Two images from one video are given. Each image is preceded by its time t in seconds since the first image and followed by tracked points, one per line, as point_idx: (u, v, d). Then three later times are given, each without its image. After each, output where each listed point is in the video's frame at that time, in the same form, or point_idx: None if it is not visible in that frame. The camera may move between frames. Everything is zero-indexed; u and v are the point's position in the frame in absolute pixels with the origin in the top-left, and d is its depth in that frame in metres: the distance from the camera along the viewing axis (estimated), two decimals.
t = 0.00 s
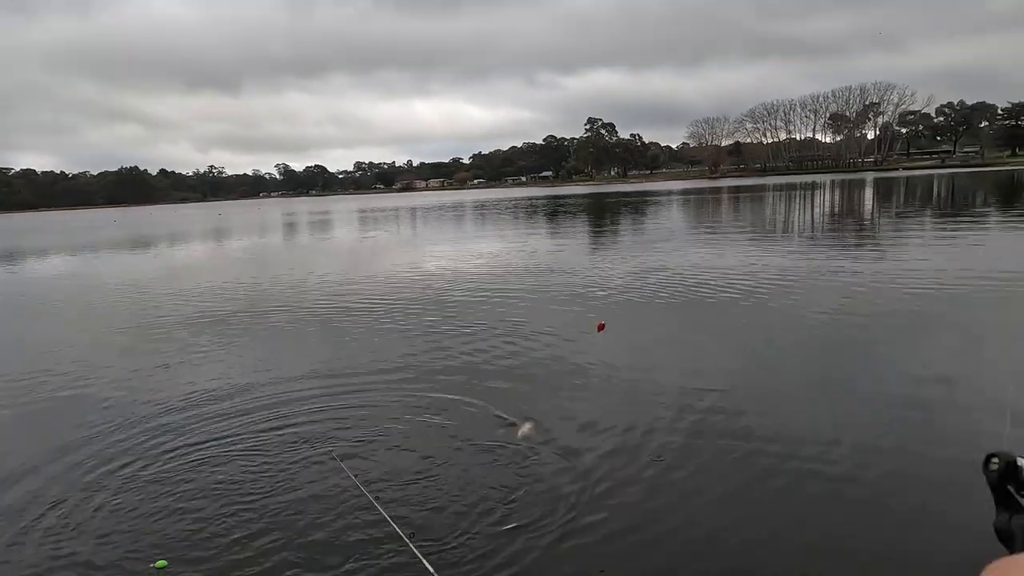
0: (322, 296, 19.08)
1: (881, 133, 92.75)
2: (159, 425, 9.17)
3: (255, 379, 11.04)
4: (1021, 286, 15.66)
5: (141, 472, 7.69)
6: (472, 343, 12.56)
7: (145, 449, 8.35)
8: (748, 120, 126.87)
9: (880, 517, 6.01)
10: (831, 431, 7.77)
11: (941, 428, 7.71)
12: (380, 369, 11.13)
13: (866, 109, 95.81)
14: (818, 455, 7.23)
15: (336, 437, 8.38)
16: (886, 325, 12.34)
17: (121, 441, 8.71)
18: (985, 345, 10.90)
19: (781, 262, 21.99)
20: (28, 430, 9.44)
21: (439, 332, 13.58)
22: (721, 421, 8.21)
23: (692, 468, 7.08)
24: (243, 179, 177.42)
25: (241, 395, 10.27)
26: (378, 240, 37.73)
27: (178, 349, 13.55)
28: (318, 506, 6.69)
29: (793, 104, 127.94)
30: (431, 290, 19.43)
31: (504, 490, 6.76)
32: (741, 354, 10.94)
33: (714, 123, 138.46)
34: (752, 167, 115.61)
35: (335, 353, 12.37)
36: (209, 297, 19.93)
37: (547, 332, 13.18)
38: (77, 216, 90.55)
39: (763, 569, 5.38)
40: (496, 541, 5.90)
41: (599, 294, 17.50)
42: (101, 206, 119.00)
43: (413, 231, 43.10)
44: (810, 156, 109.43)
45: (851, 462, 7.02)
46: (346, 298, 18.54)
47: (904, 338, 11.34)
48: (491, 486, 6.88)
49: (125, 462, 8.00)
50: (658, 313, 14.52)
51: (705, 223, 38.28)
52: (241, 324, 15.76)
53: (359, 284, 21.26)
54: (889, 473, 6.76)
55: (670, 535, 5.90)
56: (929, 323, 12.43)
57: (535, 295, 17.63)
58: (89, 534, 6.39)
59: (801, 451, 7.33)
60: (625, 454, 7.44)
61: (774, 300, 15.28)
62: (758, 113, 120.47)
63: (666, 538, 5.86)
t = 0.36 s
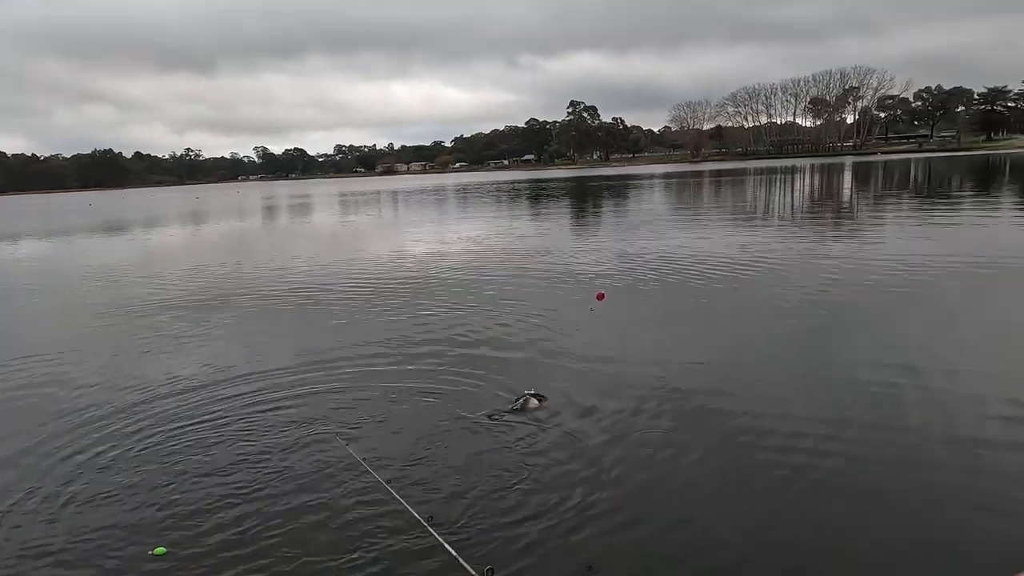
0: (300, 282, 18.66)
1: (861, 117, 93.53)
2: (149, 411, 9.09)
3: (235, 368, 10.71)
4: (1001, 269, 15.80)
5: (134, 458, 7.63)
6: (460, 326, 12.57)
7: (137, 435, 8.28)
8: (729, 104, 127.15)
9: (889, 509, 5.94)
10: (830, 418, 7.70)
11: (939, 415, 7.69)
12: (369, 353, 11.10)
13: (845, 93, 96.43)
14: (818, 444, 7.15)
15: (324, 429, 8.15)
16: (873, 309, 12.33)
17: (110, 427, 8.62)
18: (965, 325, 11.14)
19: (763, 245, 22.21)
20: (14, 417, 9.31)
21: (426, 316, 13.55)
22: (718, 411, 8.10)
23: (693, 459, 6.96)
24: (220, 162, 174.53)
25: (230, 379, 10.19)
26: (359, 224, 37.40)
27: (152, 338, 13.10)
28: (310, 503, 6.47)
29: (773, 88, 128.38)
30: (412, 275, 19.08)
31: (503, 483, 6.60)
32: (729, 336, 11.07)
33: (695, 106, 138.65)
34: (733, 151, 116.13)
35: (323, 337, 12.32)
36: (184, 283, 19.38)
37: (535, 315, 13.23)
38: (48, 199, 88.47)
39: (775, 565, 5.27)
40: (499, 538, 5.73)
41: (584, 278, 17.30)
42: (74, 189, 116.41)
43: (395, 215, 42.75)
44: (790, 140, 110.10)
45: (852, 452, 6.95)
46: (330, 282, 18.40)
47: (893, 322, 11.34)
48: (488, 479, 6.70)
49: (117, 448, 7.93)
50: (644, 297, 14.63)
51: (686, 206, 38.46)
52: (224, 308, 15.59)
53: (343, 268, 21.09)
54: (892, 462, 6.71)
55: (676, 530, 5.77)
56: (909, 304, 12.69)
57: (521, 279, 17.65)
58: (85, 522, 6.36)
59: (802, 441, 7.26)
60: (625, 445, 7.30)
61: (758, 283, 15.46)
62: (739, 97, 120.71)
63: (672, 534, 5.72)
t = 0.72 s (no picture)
0: (283, 261, 18.33)
1: (844, 99, 93.84)
2: (134, 387, 8.97)
3: (217, 346, 10.49)
4: (986, 248, 15.87)
5: (122, 433, 7.54)
6: (447, 304, 12.53)
7: (124, 410, 8.19)
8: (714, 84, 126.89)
9: (892, 489, 5.91)
10: (828, 397, 7.71)
11: (935, 395, 7.69)
12: (357, 330, 11.02)
13: (829, 73, 96.58)
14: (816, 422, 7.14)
15: (316, 406, 8.04)
16: (864, 289, 12.31)
17: (95, 403, 8.50)
18: (946, 303, 11.31)
19: (746, 224, 22.31)
20: None
21: (411, 293, 13.47)
22: (714, 389, 8.08)
23: (692, 439, 6.94)
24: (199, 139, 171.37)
25: (215, 355, 10.08)
26: (341, 202, 36.99)
27: (130, 318, 12.78)
28: (305, 484, 6.33)
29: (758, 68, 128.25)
30: (397, 254, 18.79)
31: (503, 463, 6.54)
32: (716, 314, 11.13)
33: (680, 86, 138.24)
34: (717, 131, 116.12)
35: (308, 314, 12.20)
36: (163, 262, 18.95)
37: (521, 293, 13.20)
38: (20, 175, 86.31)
39: (782, 548, 5.24)
40: (504, 520, 5.66)
41: (569, 257, 17.23)
42: (47, 166, 113.71)
43: (377, 193, 42.29)
44: (773, 120, 110.29)
45: (850, 431, 6.93)
46: (313, 261, 18.19)
47: (877, 302, 11.44)
48: (488, 458, 6.65)
49: (104, 424, 7.84)
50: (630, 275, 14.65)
51: (670, 185, 38.44)
52: (205, 286, 15.37)
53: (325, 246, 20.85)
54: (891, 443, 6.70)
55: (682, 513, 5.72)
56: (891, 283, 12.84)
57: (506, 257, 17.58)
58: (75, 497, 6.29)
59: (799, 419, 7.26)
60: (624, 424, 7.26)
61: (742, 261, 15.55)
62: (723, 77, 120.46)
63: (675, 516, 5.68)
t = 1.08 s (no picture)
0: (269, 245, 18.25)
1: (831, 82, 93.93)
2: (121, 370, 9.00)
3: (205, 329, 10.53)
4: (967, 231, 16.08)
5: (111, 416, 7.60)
6: (433, 287, 12.57)
7: (111, 393, 8.23)
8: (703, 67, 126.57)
9: (863, 463, 6.08)
10: (805, 376, 7.87)
11: (916, 375, 7.84)
12: (342, 314, 11.08)
13: (816, 56, 96.51)
14: (799, 400, 7.32)
15: (309, 389, 8.12)
16: (849, 272, 12.45)
17: (82, 386, 8.52)
18: (927, 284, 11.47)
19: (732, 208, 22.45)
20: None
21: (397, 277, 13.48)
22: (700, 367, 8.25)
23: (679, 415, 7.11)
24: (183, 123, 169.03)
25: (201, 339, 10.11)
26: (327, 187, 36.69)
27: (114, 301, 12.74)
28: (292, 463, 6.44)
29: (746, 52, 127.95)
30: (384, 238, 18.73)
31: (489, 441, 6.67)
32: (700, 297, 11.27)
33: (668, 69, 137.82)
34: (705, 115, 116.04)
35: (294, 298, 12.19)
36: (147, 247, 18.82)
37: (507, 276, 13.26)
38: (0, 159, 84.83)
39: (765, 516, 5.41)
40: (490, 496, 5.77)
41: (556, 240, 17.29)
42: (27, 149, 111.71)
43: (364, 177, 41.97)
44: (761, 104, 110.26)
45: (832, 408, 7.09)
46: (299, 244, 18.13)
47: (859, 284, 11.62)
48: (480, 435, 6.80)
49: (93, 406, 7.89)
50: (615, 258, 14.75)
51: (658, 169, 38.50)
52: (190, 269, 15.29)
53: (312, 230, 20.75)
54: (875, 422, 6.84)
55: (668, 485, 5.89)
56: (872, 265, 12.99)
57: (493, 240, 17.60)
58: (66, 478, 6.37)
59: (782, 396, 7.44)
60: (606, 403, 7.39)
61: (726, 244, 15.69)
62: (712, 61, 120.19)
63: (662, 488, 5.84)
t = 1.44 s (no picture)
0: (255, 238, 18.36)
1: (818, 72, 94.31)
2: (111, 360, 9.24)
3: (191, 321, 10.76)
4: (943, 218, 16.41)
5: (101, 405, 7.85)
6: (419, 278, 12.79)
7: (102, 383, 8.47)
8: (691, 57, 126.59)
9: (821, 437, 6.38)
10: (773, 357, 8.16)
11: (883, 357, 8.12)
12: (329, 306, 11.30)
13: (803, 46, 96.76)
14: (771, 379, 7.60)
15: (295, 377, 8.35)
16: (826, 259, 12.73)
17: (73, 376, 8.77)
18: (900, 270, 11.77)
19: (717, 197, 22.78)
20: None
21: (384, 268, 13.69)
22: (675, 351, 8.50)
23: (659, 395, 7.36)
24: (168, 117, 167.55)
25: (190, 330, 10.34)
26: (317, 179, 36.72)
27: (101, 294, 12.90)
28: (277, 448, 6.70)
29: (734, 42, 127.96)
30: (373, 230, 18.91)
31: (467, 423, 6.92)
32: (679, 284, 11.56)
33: (657, 60, 137.69)
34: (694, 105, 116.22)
35: (282, 289, 12.40)
36: (134, 241, 18.90)
37: (492, 266, 13.48)
38: None
39: (730, 491, 5.66)
40: (465, 475, 6.02)
41: (543, 231, 17.53)
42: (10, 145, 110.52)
43: (353, 170, 41.99)
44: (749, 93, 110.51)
45: (801, 387, 7.35)
46: (288, 236, 18.29)
47: (834, 270, 11.92)
48: (465, 416, 7.06)
49: (84, 396, 8.14)
50: (599, 247, 15.03)
51: (647, 160, 38.77)
52: (180, 262, 15.46)
53: (301, 222, 20.90)
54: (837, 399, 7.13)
55: (650, 462, 6.11)
56: (849, 251, 13.31)
57: (480, 230, 17.82)
58: (59, 466, 6.63)
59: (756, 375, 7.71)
60: (581, 384, 7.65)
61: (708, 233, 15.99)
62: (700, 51, 120.28)
63: (643, 466, 6.06)
